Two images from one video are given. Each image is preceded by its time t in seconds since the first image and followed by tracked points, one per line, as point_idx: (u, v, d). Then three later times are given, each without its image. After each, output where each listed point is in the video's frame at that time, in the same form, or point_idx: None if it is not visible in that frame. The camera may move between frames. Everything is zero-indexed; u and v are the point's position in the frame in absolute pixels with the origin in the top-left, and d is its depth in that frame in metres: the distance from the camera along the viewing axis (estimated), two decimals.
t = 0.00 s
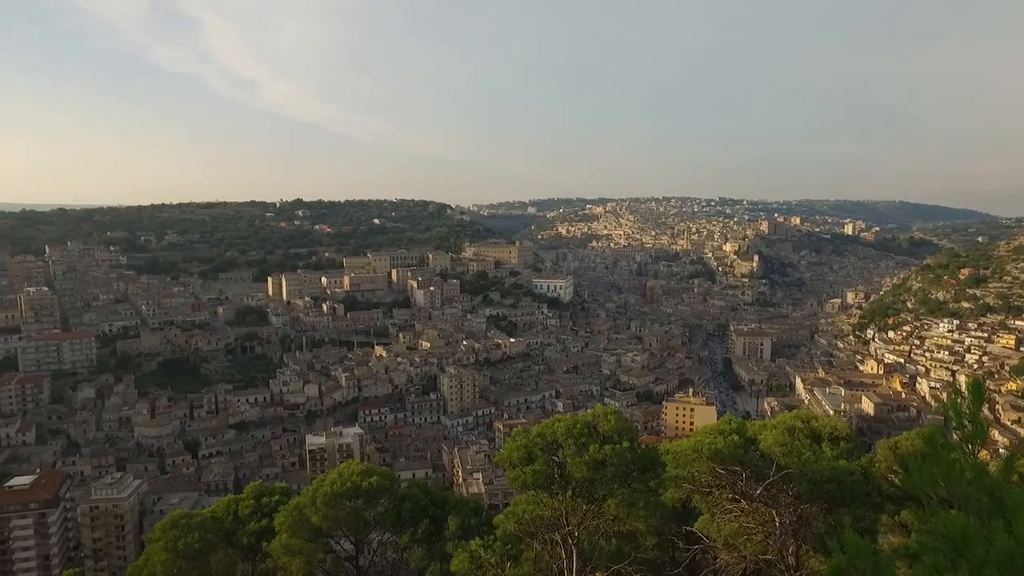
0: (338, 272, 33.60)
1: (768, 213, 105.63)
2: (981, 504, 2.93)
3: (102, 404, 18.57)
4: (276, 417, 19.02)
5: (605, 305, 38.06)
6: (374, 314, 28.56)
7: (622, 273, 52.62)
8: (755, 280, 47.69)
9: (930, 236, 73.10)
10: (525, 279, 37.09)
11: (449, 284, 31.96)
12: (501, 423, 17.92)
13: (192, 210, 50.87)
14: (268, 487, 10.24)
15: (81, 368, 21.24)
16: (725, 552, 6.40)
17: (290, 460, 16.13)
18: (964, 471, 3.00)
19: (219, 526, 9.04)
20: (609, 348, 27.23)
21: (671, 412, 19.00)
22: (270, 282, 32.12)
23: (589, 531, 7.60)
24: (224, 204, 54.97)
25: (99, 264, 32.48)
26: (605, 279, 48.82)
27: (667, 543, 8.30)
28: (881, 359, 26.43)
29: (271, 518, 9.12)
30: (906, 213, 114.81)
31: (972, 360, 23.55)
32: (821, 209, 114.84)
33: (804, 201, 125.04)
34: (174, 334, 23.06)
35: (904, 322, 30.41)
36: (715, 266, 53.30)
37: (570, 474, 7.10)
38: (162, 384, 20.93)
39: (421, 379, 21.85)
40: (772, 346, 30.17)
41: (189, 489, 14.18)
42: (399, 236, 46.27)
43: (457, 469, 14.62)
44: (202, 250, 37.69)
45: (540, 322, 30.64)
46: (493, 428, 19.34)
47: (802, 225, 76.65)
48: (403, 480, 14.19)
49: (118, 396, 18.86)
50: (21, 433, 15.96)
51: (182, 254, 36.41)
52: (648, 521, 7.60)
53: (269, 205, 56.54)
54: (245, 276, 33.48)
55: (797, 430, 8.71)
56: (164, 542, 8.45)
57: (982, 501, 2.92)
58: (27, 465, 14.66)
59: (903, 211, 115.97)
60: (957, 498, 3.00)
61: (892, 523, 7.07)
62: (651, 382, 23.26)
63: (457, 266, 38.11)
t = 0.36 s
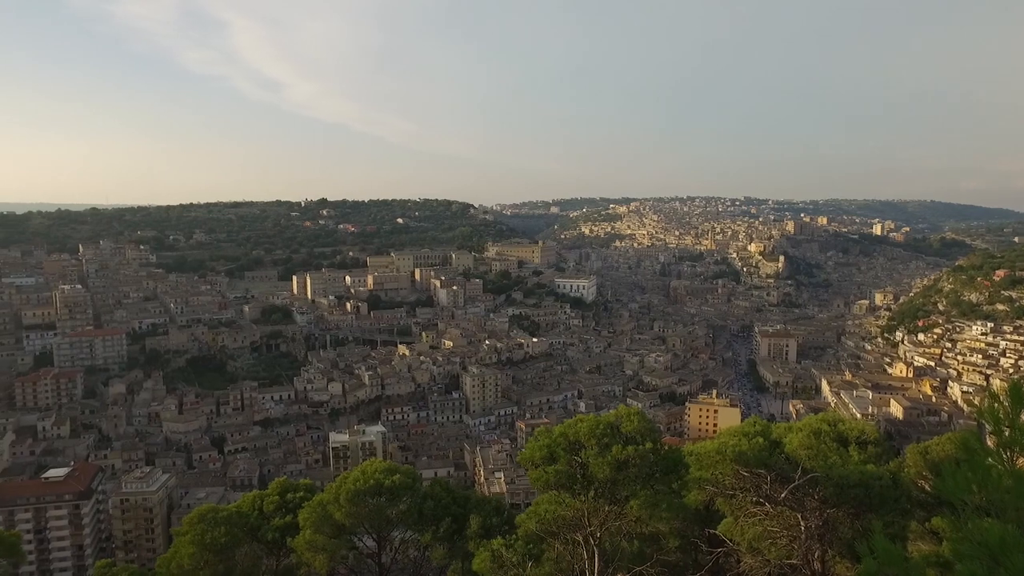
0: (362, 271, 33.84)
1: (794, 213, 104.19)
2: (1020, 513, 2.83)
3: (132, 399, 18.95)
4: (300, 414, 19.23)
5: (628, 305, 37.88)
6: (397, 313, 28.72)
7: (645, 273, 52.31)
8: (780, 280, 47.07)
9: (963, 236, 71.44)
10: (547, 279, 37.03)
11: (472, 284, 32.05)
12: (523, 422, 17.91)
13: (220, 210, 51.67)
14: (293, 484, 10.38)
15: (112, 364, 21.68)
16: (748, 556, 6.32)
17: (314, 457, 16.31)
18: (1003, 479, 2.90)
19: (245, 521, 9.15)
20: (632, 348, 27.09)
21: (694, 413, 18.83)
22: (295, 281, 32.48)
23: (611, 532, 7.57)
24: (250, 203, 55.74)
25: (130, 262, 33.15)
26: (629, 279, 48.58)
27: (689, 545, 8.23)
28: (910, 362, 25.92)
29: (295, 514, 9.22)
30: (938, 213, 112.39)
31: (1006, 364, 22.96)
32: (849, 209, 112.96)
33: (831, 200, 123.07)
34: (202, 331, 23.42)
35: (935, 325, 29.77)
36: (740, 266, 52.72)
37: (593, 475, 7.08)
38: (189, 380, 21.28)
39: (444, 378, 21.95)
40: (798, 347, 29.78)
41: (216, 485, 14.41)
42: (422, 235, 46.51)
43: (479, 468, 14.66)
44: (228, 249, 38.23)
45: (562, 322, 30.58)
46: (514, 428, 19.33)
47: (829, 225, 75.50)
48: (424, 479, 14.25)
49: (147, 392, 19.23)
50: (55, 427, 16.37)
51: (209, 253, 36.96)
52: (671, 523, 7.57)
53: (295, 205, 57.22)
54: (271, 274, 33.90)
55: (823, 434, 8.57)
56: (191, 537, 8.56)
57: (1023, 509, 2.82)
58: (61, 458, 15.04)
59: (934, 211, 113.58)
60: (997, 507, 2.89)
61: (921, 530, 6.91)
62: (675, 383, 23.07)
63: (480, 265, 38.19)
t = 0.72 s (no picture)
0: (385, 270, 34.10)
1: (820, 212, 102.62)
2: None
3: (161, 395, 19.32)
4: (324, 412, 19.43)
5: (651, 305, 37.68)
6: (419, 312, 28.87)
7: (668, 273, 51.95)
8: (806, 281, 46.44)
9: (997, 237, 69.72)
10: (570, 279, 36.96)
11: (495, 283, 32.10)
12: (545, 422, 17.90)
13: (247, 209, 52.43)
14: (317, 480, 10.48)
15: (142, 360, 22.12)
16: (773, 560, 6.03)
17: (337, 454, 16.46)
18: None
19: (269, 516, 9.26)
20: (655, 348, 26.92)
21: (717, 414, 18.66)
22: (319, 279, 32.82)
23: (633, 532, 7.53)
24: (276, 203, 56.47)
25: (159, 260, 33.79)
26: (652, 279, 48.28)
27: (712, 547, 8.13)
28: (941, 365, 25.40)
29: (318, 510, 9.32)
30: (970, 213, 109.84)
31: None
32: (877, 208, 110.98)
33: (859, 200, 120.98)
34: (228, 328, 23.79)
35: (967, 327, 29.13)
36: (765, 266, 52.12)
37: (615, 475, 7.06)
38: (216, 377, 21.63)
39: (466, 377, 22.02)
40: (824, 349, 29.35)
41: (241, 479, 14.63)
42: (445, 234, 46.71)
43: (500, 467, 14.69)
44: (254, 248, 38.77)
45: (585, 321, 30.49)
46: (536, 427, 19.33)
47: (857, 225, 74.25)
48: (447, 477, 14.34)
49: (175, 388, 19.59)
50: (88, 420, 16.79)
51: (236, 252, 37.53)
52: (694, 525, 7.51)
53: (319, 204, 57.83)
54: (295, 273, 34.31)
55: (850, 436, 8.43)
56: (218, 530, 8.68)
57: None
58: (93, 451, 15.42)
59: (965, 211, 111.04)
60: None
61: (953, 537, 6.75)
62: (698, 384, 22.89)
63: (502, 265, 38.25)
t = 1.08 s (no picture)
0: (410, 269, 34.32)
1: (851, 212, 100.80)
2: None
3: (190, 390, 19.69)
4: (349, 409, 19.64)
5: (677, 306, 37.40)
6: (444, 312, 29.01)
7: (694, 273, 51.50)
8: (835, 281, 45.69)
9: None
10: (595, 279, 36.83)
11: (519, 282, 32.14)
12: (569, 423, 17.85)
13: (275, 208, 53.18)
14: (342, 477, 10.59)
15: (172, 356, 22.56)
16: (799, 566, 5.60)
17: (361, 451, 16.60)
18: None
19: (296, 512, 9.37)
20: (681, 349, 26.71)
21: (743, 416, 18.44)
22: (345, 278, 33.16)
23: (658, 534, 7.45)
24: (304, 203, 57.19)
25: (190, 258, 34.46)
26: (677, 279, 47.90)
27: (738, 551, 7.97)
28: (976, 369, 24.78)
29: (343, 507, 9.42)
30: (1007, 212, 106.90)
31: None
32: (910, 208, 108.69)
33: (890, 199, 118.60)
34: (256, 326, 24.15)
35: (1004, 330, 28.38)
36: (793, 267, 51.39)
37: (639, 476, 7.03)
38: (243, 373, 21.97)
39: (490, 376, 22.09)
40: (853, 351, 28.85)
41: (268, 475, 14.83)
42: (469, 234, 46.85)
43: (524, 467, 14.70)
44: (282, 247, 39.30)
45: (610, 321, 30.35)
46: (560, 427, 19.29)
47: (889, 225, 72.83)
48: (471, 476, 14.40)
49: (204, 384, 19.95)
50: (122, 415, 17.20)
51: (264, 250, 38.08)
52: (719, 528, 7.43)
53: (346, 204, 58.43)
54: (322, 272, 34.70)
55: (881, 441, 8.26)
56: (246, 523, 8.81)
57: None
58: (126, 445, 15.78)
59: (1003, 211, 108.11)
60: None
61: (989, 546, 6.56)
62: (724, 385, 22.65)
63: (527, 264, 38.27)
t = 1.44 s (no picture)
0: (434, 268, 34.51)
1: (879, 211, 99.04)
2: None
3: (217, 386, 20.00)
4: (372, 407, 19.80)
5: (701, 306, 37.11)
6: (466, 311, 29.10)
7: (718, 273, 51.04)
8: (863, 282, 44.95)
9: None
10: (618, 278, 36.68)
11: (542, 282, 32.13)
12: (591, 422, 17.80)
13: (300, 208, 53.76)
14: (366, 474, 10.68)
15: (200, 352, 22.94)
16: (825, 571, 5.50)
17: (384, 449, 16.72)
18: None
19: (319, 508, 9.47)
20: (704, 350, 26.48)
21: (768, 418, 18.24)
22: (369, 277, 33.44)
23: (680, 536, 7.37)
24: (328, 202, 57.77)
25: (217, 256, 35.02)
26: (701, 279, 47.52)
27: (761, 555, 7.84)
28: (1010, 373, 24.18)
29: (366, 504, 9.50)
30: None
31: None
32: (941, 207, 106.43)
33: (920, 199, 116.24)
34: (281, 324, 24.46)
35: None
36: (819, 267, 50.65)
37: (662, 477, 6.99)
38: (268, 370, 22.26)
39: (513, 375, 22.12)
40: (881, 353, 28.37)
41: (292, 472, 15.01)
42: (492, 233, 46.94)
43: (546, 466, 14.70)
44: (307, 246, 39.73)
45: (633, 321, 30.20)
46: (582, 427, 19.25)
47: (919, 225, 71.45)
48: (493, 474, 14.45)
49: (230, 380, 20.24)
50: (151, 410, 17.53)
51: (289, 249, 38.55)
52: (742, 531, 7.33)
53: (370, 203, 58.90)
54: (346, 270, 35.02)
55: (911, 445, 8.10)
56: (270, 519, 8.92)
57: None
58: (155, 439, 16.08)
59: None
60: None
61: None
62: (748, 387, 22.41)
63: (550, 264, 38.24)
